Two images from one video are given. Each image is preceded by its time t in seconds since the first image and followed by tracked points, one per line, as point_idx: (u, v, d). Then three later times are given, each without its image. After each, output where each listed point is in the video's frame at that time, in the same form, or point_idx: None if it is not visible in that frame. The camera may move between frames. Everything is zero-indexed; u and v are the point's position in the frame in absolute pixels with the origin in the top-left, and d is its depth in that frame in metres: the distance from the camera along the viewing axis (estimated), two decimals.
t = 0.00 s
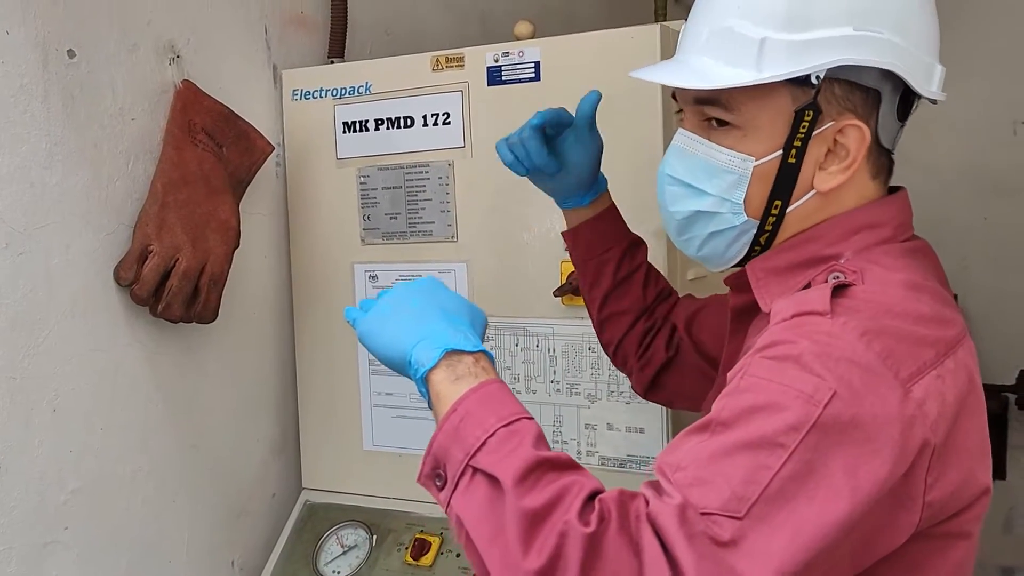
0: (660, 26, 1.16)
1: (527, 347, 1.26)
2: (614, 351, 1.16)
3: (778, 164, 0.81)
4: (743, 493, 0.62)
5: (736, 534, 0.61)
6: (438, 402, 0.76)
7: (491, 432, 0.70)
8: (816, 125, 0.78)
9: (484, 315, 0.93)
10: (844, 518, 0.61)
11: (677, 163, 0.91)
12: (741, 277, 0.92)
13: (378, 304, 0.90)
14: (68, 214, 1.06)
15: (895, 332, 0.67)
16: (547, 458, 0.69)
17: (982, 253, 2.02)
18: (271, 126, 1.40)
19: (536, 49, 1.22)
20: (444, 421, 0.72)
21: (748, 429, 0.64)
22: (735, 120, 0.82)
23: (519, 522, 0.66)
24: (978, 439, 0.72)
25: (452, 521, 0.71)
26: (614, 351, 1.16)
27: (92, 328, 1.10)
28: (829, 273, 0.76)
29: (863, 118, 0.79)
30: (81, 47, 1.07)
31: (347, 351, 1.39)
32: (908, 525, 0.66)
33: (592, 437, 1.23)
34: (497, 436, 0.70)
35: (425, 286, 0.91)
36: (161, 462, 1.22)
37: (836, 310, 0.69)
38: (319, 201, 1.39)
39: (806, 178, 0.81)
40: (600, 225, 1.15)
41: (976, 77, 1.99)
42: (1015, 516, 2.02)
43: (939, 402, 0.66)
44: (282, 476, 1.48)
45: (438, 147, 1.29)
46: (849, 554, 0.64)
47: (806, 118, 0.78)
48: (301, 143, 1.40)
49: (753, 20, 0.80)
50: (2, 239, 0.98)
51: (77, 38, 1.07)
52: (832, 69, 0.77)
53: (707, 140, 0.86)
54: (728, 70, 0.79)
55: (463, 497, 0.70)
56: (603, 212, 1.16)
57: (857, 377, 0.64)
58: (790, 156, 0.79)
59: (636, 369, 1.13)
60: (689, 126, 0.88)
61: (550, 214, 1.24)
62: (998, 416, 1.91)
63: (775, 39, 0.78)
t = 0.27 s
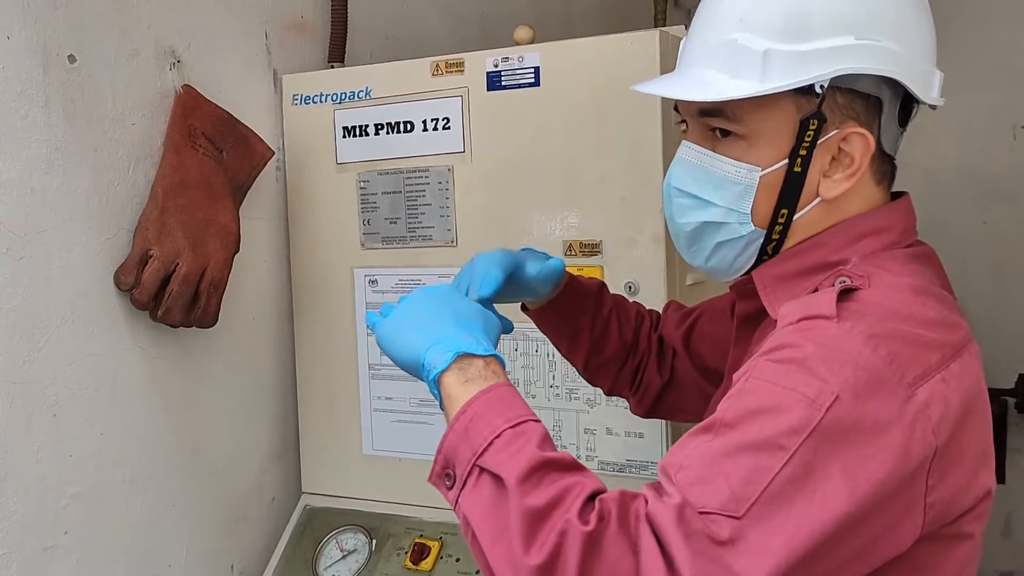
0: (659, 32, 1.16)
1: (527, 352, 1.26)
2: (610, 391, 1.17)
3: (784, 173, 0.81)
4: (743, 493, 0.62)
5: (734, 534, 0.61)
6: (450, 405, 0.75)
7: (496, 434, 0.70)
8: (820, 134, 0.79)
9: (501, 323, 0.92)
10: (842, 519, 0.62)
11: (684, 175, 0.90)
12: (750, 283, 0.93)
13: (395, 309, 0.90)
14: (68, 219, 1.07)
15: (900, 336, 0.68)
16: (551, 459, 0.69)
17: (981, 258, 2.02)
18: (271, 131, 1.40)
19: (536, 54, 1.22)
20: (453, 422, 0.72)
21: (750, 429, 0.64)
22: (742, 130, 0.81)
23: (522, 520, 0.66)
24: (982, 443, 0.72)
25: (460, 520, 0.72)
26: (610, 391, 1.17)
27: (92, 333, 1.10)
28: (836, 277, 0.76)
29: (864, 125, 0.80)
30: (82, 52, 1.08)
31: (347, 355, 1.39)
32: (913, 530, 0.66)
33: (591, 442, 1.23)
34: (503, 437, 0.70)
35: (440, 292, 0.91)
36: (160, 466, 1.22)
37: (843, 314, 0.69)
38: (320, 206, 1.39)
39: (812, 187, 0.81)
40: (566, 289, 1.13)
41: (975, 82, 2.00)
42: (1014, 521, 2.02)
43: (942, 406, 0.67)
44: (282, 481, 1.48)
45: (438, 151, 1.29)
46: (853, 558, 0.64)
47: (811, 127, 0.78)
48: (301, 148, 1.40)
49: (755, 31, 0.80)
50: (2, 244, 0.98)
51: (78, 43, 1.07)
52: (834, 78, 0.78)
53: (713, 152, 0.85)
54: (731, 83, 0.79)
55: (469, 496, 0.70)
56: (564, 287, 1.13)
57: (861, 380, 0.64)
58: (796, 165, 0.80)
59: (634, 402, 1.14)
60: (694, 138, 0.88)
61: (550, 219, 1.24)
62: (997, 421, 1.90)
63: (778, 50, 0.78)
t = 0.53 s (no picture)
0: (661, 35, 1.16)
1: (529, 354, 1.26)
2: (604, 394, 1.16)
3: (796, 171, 0.81)
4: (757, 494, 0.62)
5: (750, 534, 0.61)
6: (456, 414, 0.75)
7: (507, 441, 0.70)
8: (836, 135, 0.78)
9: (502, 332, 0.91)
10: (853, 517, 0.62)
11: (693, 167, 0.90)
12: (752, 283, 0.93)
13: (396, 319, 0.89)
14: (70, 221, 1.07)
15: (906, 335, 0.68)
16: (562, 465, 0.69)
17: (982, 260, 2.02)
18: (273, 133, 1.40)
19: (538, 57, 1.22)
20: (461, 430, 0.72)
21: (761, 430, 0.64)
22: (755, 126, 0.81)
23: (535, 526, 0.66)
24: (986, 441, 0.72)
25: (471, 529, 0.71)
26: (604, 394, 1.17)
27: (94, 335, 1.10)
28: (837, 276, 0.76)
29: (878, 129, 0.80)
30: (85, 55, 1.08)
31: (349, 357, 1.39)
32: (922, 527, 0.67)
33: (593, 445, 1.23)
34: (513, 444, 0.70)
35: (442, 299, 0.90)
36: (162, 468, 1.22)
37: (848, 313, 0.69)
38: (322, 207, 1.39)
39: (822, 186, 0.81)
40: (559, 290, 1.13)
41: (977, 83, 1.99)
42: (1016, 525, 2.01)
43: (948, 404, 0.67)
44: (284, 483, 1.47)
45: (440, 154, 1.29)
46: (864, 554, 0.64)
47: (827, 126, 0.78)
48: (303, 150, 1.40)
49: (774, 27, 0.79)
50: (5, 245, 0.98)
51: (80, 45, 1.07)
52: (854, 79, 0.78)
53: (724, 144, 0.85)
54: (751, 75, 0.78)
55: (480, 505, 0.70)
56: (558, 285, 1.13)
57: (870, 379, 0.64)
58: (808, 164, 0.80)
59: (628, 402, 1.14)
60: (705, 129, 0.87)
61: (551, 222, 1.24)
62: (999, 424, 1.90)
63: (800, 47, 0.77)
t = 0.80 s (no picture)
0: (666, 35, 1.16)
1: (533, 354, 1.26)
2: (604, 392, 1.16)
3: (805, 170, 0.81)
4: (763, 491, 0.62)
5: (756, 532, 0.61)
6: (460, 413, 0.75)
7: (511, 440, 0.70)
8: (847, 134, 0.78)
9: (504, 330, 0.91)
10: (858, 514, 0.62)
11: (700, 161, 0.90)
12: (757, 281, 0.93)
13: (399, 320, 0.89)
14: (75, 222, 1.07)
15: (912, 332, 0.68)
16: (568, 463, 0.69)
17: (985, 260, 2.01)
18: (277, 133, 1.40)
19: (542, 57, 1.22)
20: (465, 430, 0.72)
21: (768, 428, 0.64)
22: (767, 121, 0.81)
23: (541, 525, 0.66)
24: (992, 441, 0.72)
25: (476, 528, 0.71)
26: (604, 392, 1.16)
27: (98, 335, 1.10)
28: (842, 274, 0.76)
29: (890, 130, 0.80)
30: (89, 55, 1.08)
31: (352, 357, 1.39)
32: (929, 526, 0.67)
33: (597, 445, 1.23)
34: (517, 443, 0.69)
35: (445, 299, 0.90)
36: (166, 469, 1.22)
37: (854, 310, 0.69)
38: (326, 208, 1.39)
39: (830, 186, 0.80)
40: (561, 289, 1.13)
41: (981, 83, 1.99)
42: (1020, 526, 2.01)
43: (955, 401, 0.67)
44: (287, 483, 1.47)
45: (444, 154, 1.29)
46: (871, 552, 0.64)
47: (839, 125, 0.78)
48: (307, 150, 1.40)
49: (790, 23, 0.79)
50: (9, 245, 0.98)
51: (85, 45, 1.07)
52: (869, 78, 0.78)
53: (734, 139, 0.85)
54: (764, 71, 0.78)
55: (485, 504, 0.70)
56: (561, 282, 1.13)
57: (877, 377, 0.64)
58: (818, 162, 0.79)
59: (630, 401, 1.14)
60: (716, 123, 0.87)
61: (555, 223, 1.24)
62: (1002, 425, 1.89)
63: (814, 44, 0.77)
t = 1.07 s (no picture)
0: (669, 36, 1.16)
1: (535, 356, 1.26)
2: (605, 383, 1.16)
3: (796, 169, 0.80)
4: (769, 496, 0.62)
5: (762, 537, 0.61)
6: (463, 415, 0.75)
7: (515, 442, 0.70)
8: (837, 132, 0.78)
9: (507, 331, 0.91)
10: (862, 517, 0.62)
11: (694, 164, 0.90)
12: (759, 283, 0.92)
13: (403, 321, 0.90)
14: (77, 222, 1.07)
15: (918, 336, 0.67)
16: (572, 467, 0.69)
17: (987, 262, 2.01)
18: (279, 134, 1.40)
19: (545, 58, 1.22)
20: (469, 432, 0.72)
21: (772, 433, 0.63)
22: (758, 121, 0.81)
23: (545, 530, 0.66)
24: (996, 443, 0.72)
25: (479, 531, 0.71)
26: (607, 384, 1.16)
27: (100, 335, 1.10)
28: (847, 276, 0.76)
29: (883, 129, 0.80)
30: (92, 56, 1.08)
31: (354, 358, 1.39)
32: (934, 529, 0.66)
33: (599, 447, 1.23)
34: (522, 446, 0.69)
35: (450, 300, 0.90)
36: (167, 469, 1.22)
37: (860, 314, 0.69)
38: (328, 209, 1.39)
39: (822, 185, 0.80)
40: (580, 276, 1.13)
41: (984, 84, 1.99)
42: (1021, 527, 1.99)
43: (960, 405, 0.67)
44: (289, 484, 1.47)
45: (446, 155, 1.29)
46: (876, 556, 0.64)
47: (828, 123, 0.78)
48: (309, 151, 1.40)
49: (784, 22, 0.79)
50: (11, 246, 0.98)
51: (87, 46, 1.07)
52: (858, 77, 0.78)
53: (728, 140, 0.85)
54: (754, 70, 0.79)
55: (489, 508, 0.70)
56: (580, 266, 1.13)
57: (882, 381, 0.64)
58: (809, 162, 0.79)
59: (632, 396, 1.14)
60: (710, 125, 0.87)
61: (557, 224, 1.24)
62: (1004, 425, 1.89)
63: (804, 44, 0.77)
